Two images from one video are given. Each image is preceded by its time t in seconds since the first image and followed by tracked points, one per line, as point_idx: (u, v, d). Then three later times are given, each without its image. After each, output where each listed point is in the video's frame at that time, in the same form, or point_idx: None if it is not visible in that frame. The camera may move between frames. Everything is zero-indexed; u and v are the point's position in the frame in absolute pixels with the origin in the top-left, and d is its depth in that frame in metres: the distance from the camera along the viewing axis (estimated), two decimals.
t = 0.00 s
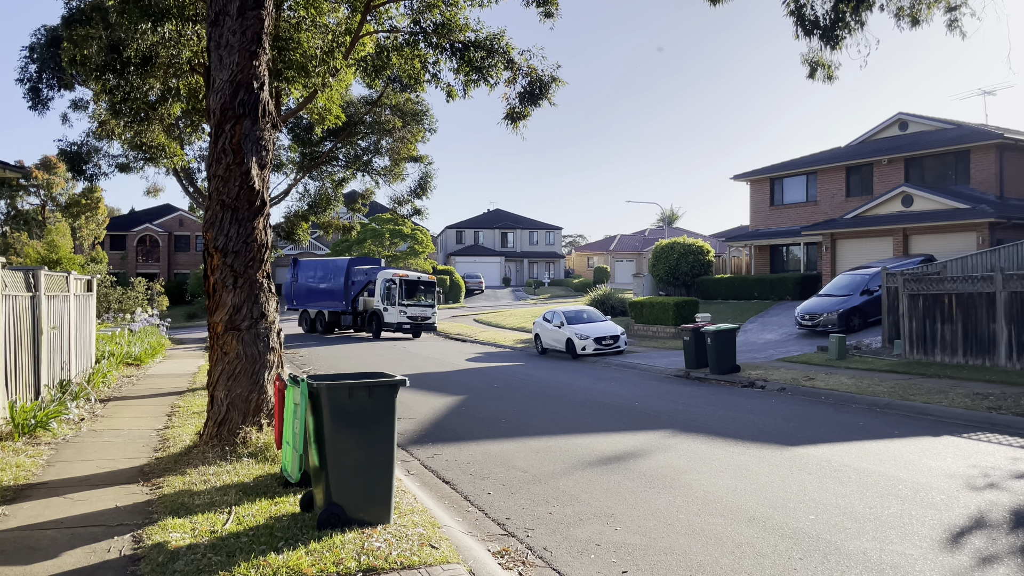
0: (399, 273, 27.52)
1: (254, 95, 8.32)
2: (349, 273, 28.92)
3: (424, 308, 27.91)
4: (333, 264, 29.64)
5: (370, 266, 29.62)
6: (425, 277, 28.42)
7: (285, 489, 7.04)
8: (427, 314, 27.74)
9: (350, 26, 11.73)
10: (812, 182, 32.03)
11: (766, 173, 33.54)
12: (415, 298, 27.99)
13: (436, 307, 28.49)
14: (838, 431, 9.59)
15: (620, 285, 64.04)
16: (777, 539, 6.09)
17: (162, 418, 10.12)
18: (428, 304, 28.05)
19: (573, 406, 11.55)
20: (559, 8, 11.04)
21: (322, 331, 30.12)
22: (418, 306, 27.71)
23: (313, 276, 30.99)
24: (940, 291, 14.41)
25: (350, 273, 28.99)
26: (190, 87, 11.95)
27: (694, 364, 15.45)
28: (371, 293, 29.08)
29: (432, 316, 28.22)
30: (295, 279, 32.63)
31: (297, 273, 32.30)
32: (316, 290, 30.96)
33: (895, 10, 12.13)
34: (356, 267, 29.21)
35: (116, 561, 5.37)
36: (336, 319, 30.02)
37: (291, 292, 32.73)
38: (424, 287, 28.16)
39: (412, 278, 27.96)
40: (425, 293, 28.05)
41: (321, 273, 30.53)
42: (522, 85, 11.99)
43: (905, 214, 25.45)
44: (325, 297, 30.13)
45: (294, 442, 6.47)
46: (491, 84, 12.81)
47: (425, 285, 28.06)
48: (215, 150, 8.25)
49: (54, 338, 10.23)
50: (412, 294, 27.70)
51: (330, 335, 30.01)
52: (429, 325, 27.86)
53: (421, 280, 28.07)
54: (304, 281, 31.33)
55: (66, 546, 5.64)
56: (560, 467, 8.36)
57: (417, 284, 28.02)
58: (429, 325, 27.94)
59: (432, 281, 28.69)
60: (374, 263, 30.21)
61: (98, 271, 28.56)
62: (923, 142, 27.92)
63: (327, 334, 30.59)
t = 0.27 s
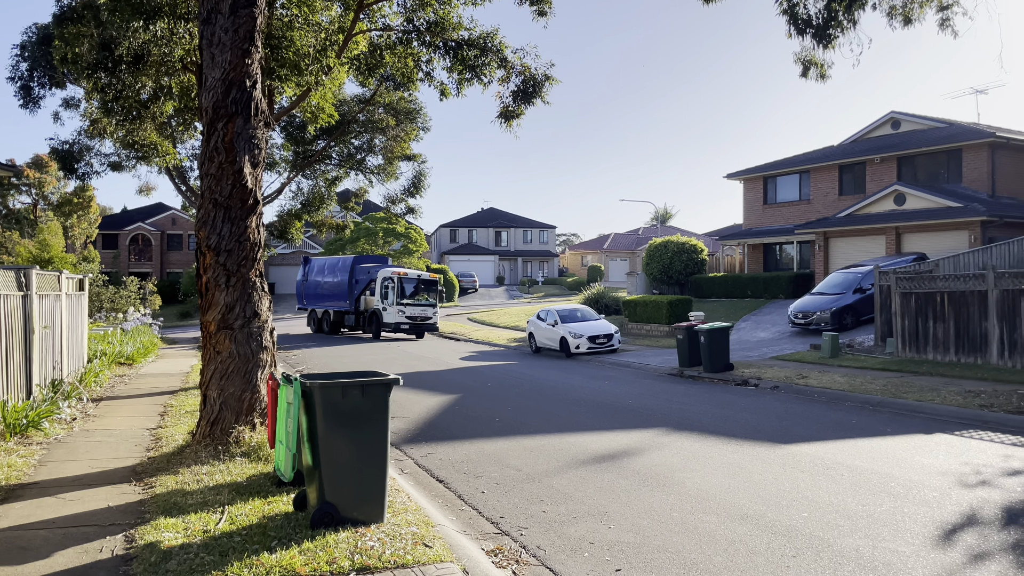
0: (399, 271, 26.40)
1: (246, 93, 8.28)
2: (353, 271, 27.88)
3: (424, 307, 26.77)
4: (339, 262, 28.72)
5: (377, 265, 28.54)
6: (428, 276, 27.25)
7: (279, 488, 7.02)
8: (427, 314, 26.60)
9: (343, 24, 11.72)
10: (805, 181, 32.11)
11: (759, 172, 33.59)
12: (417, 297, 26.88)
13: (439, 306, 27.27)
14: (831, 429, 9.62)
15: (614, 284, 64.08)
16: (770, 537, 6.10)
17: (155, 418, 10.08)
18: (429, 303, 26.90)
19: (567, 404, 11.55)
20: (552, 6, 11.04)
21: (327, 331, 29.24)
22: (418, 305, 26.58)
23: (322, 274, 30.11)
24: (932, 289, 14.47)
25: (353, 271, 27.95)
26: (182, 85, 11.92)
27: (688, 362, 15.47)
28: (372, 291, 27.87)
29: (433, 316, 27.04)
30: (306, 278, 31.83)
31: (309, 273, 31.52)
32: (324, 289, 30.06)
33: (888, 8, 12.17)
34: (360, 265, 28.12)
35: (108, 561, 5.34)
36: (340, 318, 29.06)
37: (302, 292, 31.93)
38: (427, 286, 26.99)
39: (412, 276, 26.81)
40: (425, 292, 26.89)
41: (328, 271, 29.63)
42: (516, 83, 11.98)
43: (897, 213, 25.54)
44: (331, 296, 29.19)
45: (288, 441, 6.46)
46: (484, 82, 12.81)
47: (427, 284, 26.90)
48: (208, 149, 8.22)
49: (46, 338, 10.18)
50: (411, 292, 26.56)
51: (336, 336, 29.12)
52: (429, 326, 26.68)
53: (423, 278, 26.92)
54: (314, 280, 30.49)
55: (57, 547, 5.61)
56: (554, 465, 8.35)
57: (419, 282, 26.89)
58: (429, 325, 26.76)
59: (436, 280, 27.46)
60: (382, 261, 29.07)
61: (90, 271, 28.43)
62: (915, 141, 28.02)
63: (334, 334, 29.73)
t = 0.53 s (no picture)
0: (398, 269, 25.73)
1: (240, 92, 8.27)
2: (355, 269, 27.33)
3: (425, 307, 26.11)
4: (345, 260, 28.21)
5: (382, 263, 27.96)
6: (430, 274, 26.56)
7: (273, 488, 7.01)
8: (427, 314, 25.98)
9: (337, 24, 11.73)
10: (799, 180, 32.17)
11: (753, 171, 33.64)
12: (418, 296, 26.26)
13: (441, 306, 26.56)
14: (825, 428, 9.64)
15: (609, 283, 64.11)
16: (764, 535, 6.12)
17: (148, 417, 10.06)
18: (430, 303, 26.26)
19: (561, 403, 11.55)
20: (546, 5, 11.03)
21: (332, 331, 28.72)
22: (418, 305, 25.95)
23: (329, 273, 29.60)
24: (925, 287, 14.52)
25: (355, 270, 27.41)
26: (176, 84, 11.90)
27: (682, 361, 15.48)
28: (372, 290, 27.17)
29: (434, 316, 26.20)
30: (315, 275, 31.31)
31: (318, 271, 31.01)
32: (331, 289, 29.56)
33: (881, 7, 12.19)
34: (363, 263, 27.54)
35: (102, 561, 5.33)
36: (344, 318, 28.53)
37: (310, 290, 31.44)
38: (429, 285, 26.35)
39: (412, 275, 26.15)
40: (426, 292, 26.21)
41: (335, 269, 29.10)
42: (510, 82, 11.97)
43: (891, 211, 25.62)
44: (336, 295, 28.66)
45: (281, 441, 6.45)
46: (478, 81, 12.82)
47: (428, 283, 26.27)
48: (201, 148, 8.19)
49: (39, 338, 10.14)
50: (411, 292, 25.93)
51: (340, 336, 28.62)
52: (430, 326, 26.01)
53: (424, 277, 26.28)
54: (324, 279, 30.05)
55: (50, 547, 5.60)
56: (549, 464, 8.36)
57: (421, 281, 26.27)
58: (429, 326, 26.10)
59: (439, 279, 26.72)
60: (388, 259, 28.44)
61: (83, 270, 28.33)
62: (908, 139, 28.10)
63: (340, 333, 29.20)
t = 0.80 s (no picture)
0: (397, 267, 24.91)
1: (235, 91, 8.25)
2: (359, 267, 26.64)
3: (426, 307, 25.18)
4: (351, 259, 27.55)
5: (387, 262, 27.22)
6: (432, 272, 25.63)
7: (268, 488, 7.00)
8: (428, 313, 25.07)
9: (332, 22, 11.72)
10: (794, 178, 32.21)
11: (749, 169, 33.66)
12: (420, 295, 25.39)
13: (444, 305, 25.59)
14: (820, 426, 9.65)
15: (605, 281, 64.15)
16: (760, 533, 6.12)
17: (144, 417, 10.04)
18: (432, 302, 25.34)
19: (557, 402, 11.55)
20: (542, 4, 11.03)
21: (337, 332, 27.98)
22: (419, 304, 25.04)
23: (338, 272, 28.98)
24: (920, 286, 14.54)
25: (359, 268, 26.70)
26: (170, 83, 11.88)
27: (678, 360, 15.49)
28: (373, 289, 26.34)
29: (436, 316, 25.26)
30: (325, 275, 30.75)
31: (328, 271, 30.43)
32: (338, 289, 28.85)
33: (876, 7, 12.21)
34: (367, 262, 26.80)
35: (97, 562, 5.32)
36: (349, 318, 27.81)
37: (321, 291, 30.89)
38: (431, 283, 25.44)
39: (413, 272, 25.22)
40: (427, 290, 25.29)
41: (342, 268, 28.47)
42: (506, 81, 11.97)
43: (886, 210, 25.66)
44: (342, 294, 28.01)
45: (277, 441, 6.44)
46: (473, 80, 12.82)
47: (430, 281, 25.37)
48: (196, 147, 8.17)
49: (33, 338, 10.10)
50: (412, 291, 25.02)
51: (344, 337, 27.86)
52: (431, 326, 25.08)
53: (425, 275, 25.37)
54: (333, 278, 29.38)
55: (46, 547, 5.58)
56: (545, 463, 8.36)
57: (423, 279, 25.36)
58: (431, 326, 25.17)
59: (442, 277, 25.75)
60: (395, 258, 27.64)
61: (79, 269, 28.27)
62: (903, 138, 28.15)
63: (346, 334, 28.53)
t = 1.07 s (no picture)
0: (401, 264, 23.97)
1: (231, 90, 8.24)
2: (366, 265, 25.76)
3: (430, 306, 24.20)
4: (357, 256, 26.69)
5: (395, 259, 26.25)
6: (437, 270, 24.67)
7: (266, 487, 7.00)
8: (432, 313, 24.09)
9: (329, 21, 11.71)
10: (791, 177, 32.24)
11: (746, 168, 33.67)
12: (424, 294, 24.39)
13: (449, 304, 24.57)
14: (817, 424, 9.67)
15: (602, 280, 64.15)
16: (757, 531, 6.13)
17: (141, 417, 10.04)
18: (437, 301, 24.36)
19: (554, 401, 11.56)
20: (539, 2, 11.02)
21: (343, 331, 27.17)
22: (423, 303, 24.07)
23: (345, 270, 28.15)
24: (917, 284, 14.57)
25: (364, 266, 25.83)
26: (167, 83, 11.87)
27: (675, 358, 15.51)
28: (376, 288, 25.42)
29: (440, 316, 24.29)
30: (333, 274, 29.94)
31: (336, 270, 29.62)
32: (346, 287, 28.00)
33: (872, 5, 12.23)
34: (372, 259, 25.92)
35: (95, 561, 5.32)
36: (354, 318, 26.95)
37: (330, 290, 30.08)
38: (436, 282, 24.44)
39: (416, 270, 24.24)
40: (432, 289, 24.30)
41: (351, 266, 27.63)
42: (503, 80, 11.96)
43: (883, 208, 25.70)
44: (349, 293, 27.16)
45: (275, 440, 6.44)
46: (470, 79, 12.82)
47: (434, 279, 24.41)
48: (193, 147, 8.17)
49: (30, 337, 10.09)
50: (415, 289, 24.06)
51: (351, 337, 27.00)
52: (436, 326, 24.09)
53: (430, 273, 24.41)
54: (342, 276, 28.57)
55: (43, 547, 5.58)
56: (543, 462, 8.37)
57: (427, 277, 24.41)
58: (436, 326, 24.18)
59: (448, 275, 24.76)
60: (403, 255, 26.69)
61: (75, 269, 28.22)
62: (900, 137, 28.19)
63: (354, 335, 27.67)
